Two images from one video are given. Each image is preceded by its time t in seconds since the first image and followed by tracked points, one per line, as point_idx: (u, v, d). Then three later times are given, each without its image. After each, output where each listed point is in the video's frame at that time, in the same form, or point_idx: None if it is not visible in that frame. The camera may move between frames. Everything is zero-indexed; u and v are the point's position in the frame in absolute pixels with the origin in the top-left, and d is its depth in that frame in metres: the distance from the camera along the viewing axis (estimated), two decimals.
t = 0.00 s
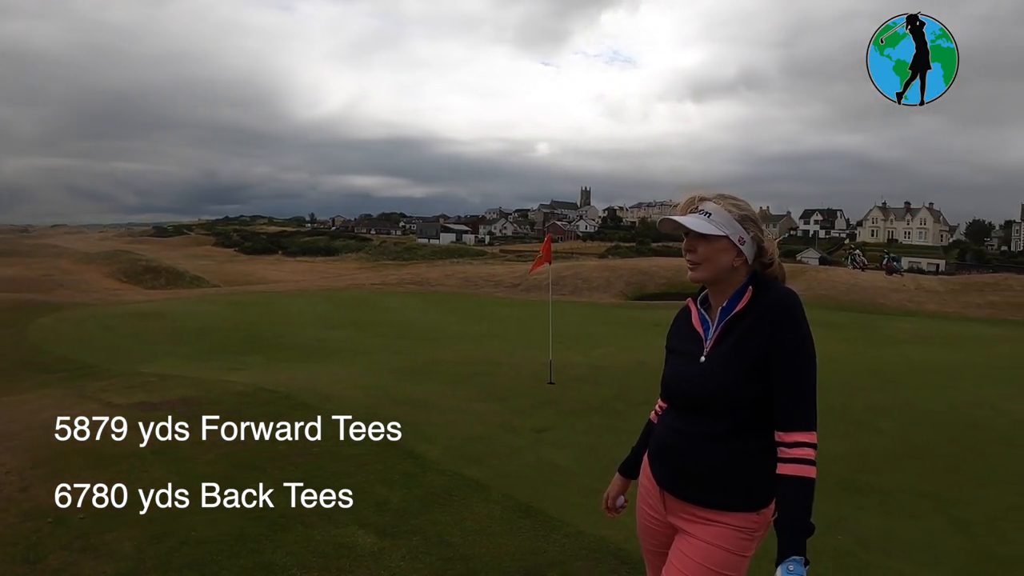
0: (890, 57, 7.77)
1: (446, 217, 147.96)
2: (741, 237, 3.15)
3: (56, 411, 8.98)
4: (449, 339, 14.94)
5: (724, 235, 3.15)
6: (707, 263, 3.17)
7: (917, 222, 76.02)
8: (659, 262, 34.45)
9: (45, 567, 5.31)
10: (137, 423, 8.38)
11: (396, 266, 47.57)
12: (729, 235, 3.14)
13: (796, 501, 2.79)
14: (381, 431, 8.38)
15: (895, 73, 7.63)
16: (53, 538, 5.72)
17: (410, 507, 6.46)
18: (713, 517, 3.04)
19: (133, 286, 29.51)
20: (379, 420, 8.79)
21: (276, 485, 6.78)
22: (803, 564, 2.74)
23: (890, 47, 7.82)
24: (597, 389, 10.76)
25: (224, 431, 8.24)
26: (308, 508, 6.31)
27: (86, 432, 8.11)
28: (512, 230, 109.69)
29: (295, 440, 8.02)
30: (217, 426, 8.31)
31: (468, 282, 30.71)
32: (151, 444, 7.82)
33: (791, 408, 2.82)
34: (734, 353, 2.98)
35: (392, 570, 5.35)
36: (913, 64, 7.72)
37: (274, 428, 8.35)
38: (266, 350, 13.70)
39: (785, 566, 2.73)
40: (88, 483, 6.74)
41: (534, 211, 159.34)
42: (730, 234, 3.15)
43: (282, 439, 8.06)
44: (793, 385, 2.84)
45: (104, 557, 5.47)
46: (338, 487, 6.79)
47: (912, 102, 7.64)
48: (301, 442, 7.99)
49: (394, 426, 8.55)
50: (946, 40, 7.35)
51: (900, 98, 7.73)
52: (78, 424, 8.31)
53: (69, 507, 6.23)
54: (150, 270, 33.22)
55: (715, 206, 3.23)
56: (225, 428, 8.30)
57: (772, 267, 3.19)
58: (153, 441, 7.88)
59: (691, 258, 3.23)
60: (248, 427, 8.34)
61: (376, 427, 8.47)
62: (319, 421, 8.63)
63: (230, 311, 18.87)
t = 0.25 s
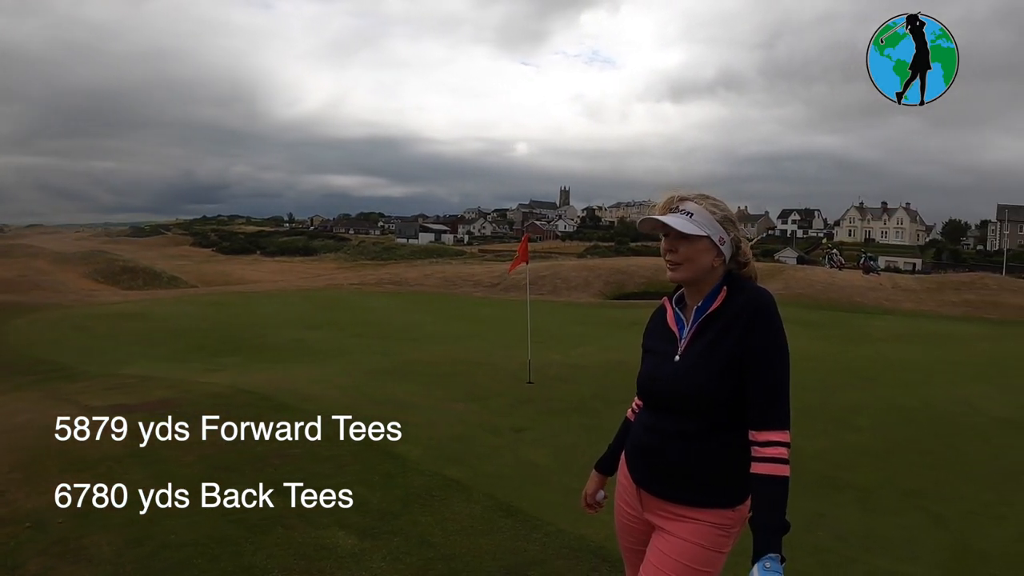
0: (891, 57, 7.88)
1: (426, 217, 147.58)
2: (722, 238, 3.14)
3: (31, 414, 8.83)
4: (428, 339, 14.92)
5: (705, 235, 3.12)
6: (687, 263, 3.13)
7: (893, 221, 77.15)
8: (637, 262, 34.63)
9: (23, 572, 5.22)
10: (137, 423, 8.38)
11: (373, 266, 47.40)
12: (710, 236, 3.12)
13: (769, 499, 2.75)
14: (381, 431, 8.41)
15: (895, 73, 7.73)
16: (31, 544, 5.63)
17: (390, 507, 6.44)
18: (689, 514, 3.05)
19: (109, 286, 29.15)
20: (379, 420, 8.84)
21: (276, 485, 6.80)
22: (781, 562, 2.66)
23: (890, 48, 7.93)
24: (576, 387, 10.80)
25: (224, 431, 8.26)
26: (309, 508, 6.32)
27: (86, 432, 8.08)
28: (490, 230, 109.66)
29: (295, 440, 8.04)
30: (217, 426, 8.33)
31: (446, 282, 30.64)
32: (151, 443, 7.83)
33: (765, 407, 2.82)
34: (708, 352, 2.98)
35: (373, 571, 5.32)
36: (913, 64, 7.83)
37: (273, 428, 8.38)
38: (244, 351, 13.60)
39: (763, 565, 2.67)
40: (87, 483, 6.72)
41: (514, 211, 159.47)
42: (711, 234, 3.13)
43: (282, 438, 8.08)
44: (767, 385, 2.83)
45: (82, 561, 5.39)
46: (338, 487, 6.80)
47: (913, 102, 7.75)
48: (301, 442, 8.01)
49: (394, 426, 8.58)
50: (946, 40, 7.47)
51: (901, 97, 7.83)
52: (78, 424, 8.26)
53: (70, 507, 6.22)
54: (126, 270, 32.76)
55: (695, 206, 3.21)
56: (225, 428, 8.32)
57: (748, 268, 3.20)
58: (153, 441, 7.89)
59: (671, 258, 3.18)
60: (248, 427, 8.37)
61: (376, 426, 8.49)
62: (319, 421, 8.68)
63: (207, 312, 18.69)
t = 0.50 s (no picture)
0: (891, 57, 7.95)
1: (414, 217, 147.33)
2: (706, 237, 3.15)
3: (18, 416, 8.76)
4: (416, 339, 14.92)
5: (690, 236, 3.12)
6: (673, 263, 3.13)
7: (880, 221, 77.73)
8: (624, 261, 34.74)
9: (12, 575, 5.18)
10: (137, 423, 8.40)
11: (361, 266, 47.30)
12: (695, 236, 3.13)
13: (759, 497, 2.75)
14: (382, 431, 8.44)
15: (895, 73, 7.80)
16: (19, 546, 5.59)
17: (379, 508, 6.43)
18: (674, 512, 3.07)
19: (95, 286, 28.94)
20: (379, 420, 8.86)
21: (276, 485, 6.81)
22: (774, 558, 2.65)
23: (890, 47, 7.99)
24: (564, 387, 10.83)
25: (224, 431, 8.28)
26: (309, 508, 6.33)
27: (87, 432, 8.09)
28: (478, 230, 109.63)
29: (296, 440, 8.06)
30: (217, 426, 8.36)
31: (434, 282, 30.62)
32: (151, 443, 7.84)
33: (748, 406, 2.83)
34: (691, 351, 2.99)
35: (362, 571, 5.32)
36: (913, 64, 7.89)
37: (274, 428, 8.39)
38: (231, 352, 13.53)
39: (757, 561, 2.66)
40: (88, 483, 6.73)
41: (503, 211, 159.48)
42: (696, 235, 3.13)
43: (282, 438, 8.10)
44: (750, 383, 2.84)
45: (70, 564, 5.35)
46: (338, 487, 6.81)
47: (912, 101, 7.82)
48: (302, 442, 8.04)
49: (394, 426, 8.61)
50: (946, 40, 7.54)
51: (902, 97, 7.89)
52: (78, 424, 8.28)
53: (70, 507, 6.23)
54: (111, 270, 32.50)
55: (681, 206, 3.21)
56: (225, 428, 8.34)
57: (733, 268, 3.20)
58: (153, 441, 7.91)
59: (656, 257, 3.18)
60: (248, 427, 8.39)
61: (376, 427, 8.53)
62: (319, 421, 8.71)
63: (193, 312, 18.60)
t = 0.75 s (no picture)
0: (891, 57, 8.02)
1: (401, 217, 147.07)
2: (707, 238, 3.13)
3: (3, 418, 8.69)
4: (404, 339, 14.91)
5: (695, 235, 3.09)
6: (675, 261, 3.09)
7: (867, 220, 78.31)
8: (612, 261, 34.84)
9: None
10: (137, 423, 8.41)
11: (348, 266, 47.20)
12: (698, 236, 3.10)
13: (746, 493, 2.75)
14: (382, 431, 8.47)
15: (895, 73, 7.89)
16: (7, 549, 5.55)
17: (368, 509, 6.42)
18: (659, 510, 3.08)
19: (81, 287, 28.71)
20: (379, 420, 8.89)
21: (276, 485, 6.81)
22: (762, 553, 2.66)
23: (890, 47, 8.07)
24: (552, 387, 10.85)
25: (225, 431, 8.30)
26: (309, 507, 6.34)
27: (87, 432, 8.10)
28: (466, 229, 109.58)
29: (296, 440, 8.08)
30: (217, 426, 8.37)
31: (421, 283, 30.60)
32: (151, 444, 7.85)
33: (732, 402, 2.83)
34: (676, 348, 2.98)
35: (349, 572, 5.31)
36: (913, 64, 7.97)
37: (274, 428, 8.41)
38: (218, 352, 13.48)
39: (745, 556, 2.68)
40: (88, 483, 6.74)
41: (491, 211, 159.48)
42: (699, 234, 3.11)
43: (283, 439, 8.12)
44: (736, 379, 2.84)
45: (57, 566, 5.31)
46: (338, 487, 6.82)
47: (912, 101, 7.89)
48: (302, 442, 8.06)
49: (394, 426, 8.64)
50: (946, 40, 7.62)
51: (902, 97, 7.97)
52: (78, 425, 8.29)
53: (70, 507, 6.23)
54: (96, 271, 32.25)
55: (685, 204, 3.17)
56: (226, 428, 8.36)
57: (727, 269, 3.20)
58: (153, 441, 7.91)
59: (658, 255, 3.13)
60: (248, 427, 8.41)
61: (376, 427, 8.55)
62: (319, 421, 8.75)
63: (179, 313, 18.50)
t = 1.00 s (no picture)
0: (891, 57, 8.09)
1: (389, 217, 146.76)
2: (702, 239, 3.14)
3: None
4: (392, 339, 14.90)
5: (691, 235, 3.10)
6: (671, 260, 3.09)
7: (853, 220, 78.94)
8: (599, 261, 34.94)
9: None
10: (137, 423, 8.43)
11: (334, 266, 47.08)
12: (694, 236, 3.10)
13: (735, 494, 2.73)
14: (381, 431, 8.50)
15: (896, 73, 7.95)
16: None
17: (356, 510, 6.41)
18: (642, 509, 3.08)
19: (66, 287, 28.44)
20: (379, 420, 8.92)
21: (276, 485, 6.83)
22: (751, 553, 2.62)
23: (890, 47, 8.13)
24: (539, 386, 10.88)
25: (225, 431, 8.32)
26: (308, 508, 6.35)
27: (86, 432, 8.10)
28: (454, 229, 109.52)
29: (296, 440, 8.10)
30: (217, 426, 8.40)
31: (409, 282, 30.56)
32: (151, 443, 7.86)
33: (722, 402, 2.82)
34: (669, 346, 2.98)
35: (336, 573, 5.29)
36: (914, 64, 8.04)
37: (274, 428, 8.43)
38: (205, 353, 13.40)
39: (734, 556, 2.65)
40: (88, 483, 6.75)
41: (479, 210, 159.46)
42: (695, 235, 3.11)
43: (283, 439, 8.13)
44: (725, 379, 2.83)
45: (43, 569, 5.26)
46: (338, 487, 6.83)
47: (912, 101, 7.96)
48: (301, 442, 8.08)
49: (394, 426, 8.67)
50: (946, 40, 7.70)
51: (902, 96, 8.03)
52: (78, 425, 8.30)
53: (70, 507, 6.23)
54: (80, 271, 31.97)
55: (683, 204, 3.17)
56: (225, 428, 8.37)
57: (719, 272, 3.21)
58: (153, 441, 7.93)
59: (654, 253, 3.12)
60: (248, 427, 8.42)
61: (376, 427, 8.58)
62: (319, 421, 8.77)
63: (165, 314, 18.39)
